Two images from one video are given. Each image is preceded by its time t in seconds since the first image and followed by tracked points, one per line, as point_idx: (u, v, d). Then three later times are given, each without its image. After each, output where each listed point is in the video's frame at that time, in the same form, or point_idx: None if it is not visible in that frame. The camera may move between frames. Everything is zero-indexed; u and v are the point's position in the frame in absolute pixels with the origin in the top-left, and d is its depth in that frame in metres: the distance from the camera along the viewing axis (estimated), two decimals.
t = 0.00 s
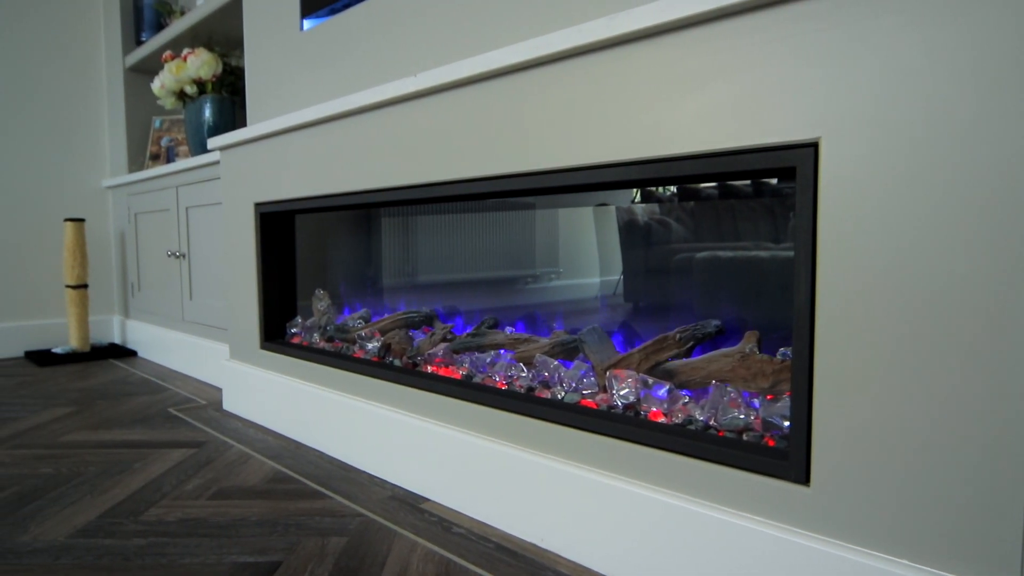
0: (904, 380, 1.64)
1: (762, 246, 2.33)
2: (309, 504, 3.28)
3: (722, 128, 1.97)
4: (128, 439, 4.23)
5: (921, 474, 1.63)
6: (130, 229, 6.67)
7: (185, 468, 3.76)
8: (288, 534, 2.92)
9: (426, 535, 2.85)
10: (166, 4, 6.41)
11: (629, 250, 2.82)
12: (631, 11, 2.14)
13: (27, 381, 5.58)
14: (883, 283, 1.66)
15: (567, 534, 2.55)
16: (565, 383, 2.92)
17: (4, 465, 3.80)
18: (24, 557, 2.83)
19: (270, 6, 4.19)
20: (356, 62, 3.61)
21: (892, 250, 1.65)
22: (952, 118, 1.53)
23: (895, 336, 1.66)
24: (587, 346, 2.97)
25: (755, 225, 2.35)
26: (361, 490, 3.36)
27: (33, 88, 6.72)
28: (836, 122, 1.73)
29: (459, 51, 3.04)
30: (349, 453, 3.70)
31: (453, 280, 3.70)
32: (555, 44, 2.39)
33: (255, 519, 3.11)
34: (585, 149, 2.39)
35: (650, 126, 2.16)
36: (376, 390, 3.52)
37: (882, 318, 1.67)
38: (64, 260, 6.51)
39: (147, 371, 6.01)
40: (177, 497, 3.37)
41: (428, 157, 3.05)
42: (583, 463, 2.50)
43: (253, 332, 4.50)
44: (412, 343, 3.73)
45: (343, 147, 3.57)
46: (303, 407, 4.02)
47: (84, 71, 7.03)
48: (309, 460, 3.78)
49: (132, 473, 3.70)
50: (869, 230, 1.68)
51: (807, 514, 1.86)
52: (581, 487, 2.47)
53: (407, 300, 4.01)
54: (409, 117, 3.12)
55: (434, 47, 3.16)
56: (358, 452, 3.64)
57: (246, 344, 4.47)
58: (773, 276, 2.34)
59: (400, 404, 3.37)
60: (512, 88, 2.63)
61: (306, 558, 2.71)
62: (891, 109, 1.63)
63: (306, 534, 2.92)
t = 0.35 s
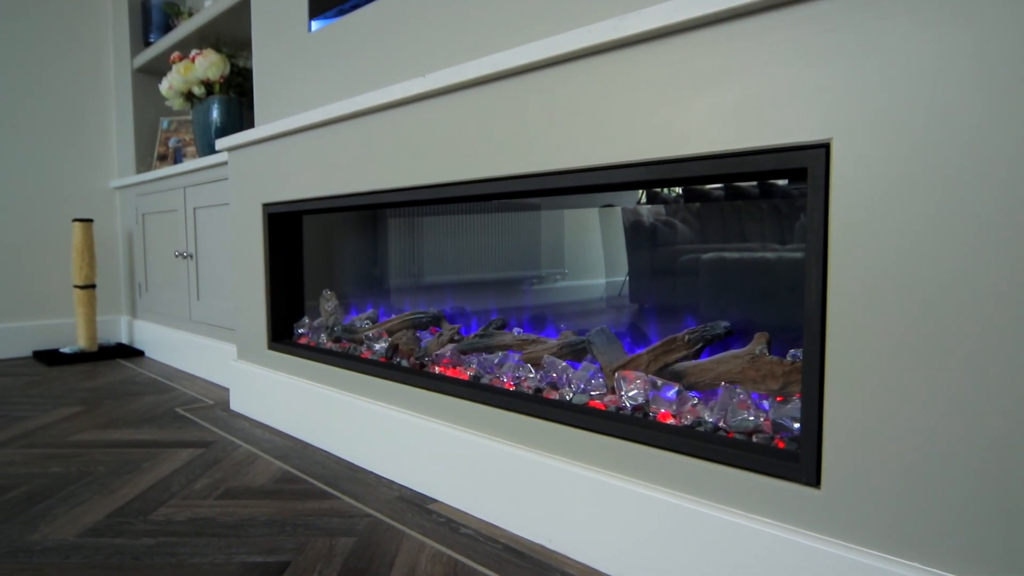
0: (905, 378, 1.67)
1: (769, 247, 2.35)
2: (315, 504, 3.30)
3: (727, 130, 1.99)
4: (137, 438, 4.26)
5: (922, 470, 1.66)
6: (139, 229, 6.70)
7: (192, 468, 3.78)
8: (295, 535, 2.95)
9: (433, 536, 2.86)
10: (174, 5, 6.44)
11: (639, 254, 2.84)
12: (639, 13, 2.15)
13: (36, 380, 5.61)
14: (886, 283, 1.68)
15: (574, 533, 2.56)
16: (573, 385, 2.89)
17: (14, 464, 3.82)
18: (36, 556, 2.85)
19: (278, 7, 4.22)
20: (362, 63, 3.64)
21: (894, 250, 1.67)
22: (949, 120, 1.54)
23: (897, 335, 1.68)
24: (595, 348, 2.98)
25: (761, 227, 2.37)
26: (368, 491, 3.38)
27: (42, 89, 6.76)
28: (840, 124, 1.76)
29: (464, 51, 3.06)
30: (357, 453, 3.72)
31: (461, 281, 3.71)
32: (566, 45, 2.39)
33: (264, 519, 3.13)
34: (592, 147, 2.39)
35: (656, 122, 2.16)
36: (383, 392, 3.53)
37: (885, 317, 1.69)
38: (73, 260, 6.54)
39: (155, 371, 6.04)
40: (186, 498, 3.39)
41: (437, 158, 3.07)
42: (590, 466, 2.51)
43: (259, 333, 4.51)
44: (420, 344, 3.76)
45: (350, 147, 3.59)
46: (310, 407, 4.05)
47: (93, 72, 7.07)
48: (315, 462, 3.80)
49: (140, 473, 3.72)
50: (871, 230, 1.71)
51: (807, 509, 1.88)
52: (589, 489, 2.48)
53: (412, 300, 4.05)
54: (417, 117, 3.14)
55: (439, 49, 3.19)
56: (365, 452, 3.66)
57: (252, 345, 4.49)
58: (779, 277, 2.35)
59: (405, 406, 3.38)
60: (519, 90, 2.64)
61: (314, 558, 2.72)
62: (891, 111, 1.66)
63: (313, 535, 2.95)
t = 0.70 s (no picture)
0: (914, 379, 1.65)
1: (775, 248, 2.31)
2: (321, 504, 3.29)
3: (736, 129, 1.96)
4: (144, 438, 4.22)
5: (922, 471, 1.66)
6: (145, 231, 6.60)
7: (198, 467, 3.76)
8: (302, 534, 2.94)
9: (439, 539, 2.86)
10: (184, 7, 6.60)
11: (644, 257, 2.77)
12: (650, 14, 2.12)
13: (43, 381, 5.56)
14: (887, 283, 1.68)
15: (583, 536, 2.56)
16: (581, 385, 2.89)
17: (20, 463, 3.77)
18: (45, 555, 2.82)
19: (285, 6, 4.18)
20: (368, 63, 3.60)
21: (893, 250, 1.67)
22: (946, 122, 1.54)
23: (898, 336, 1.67)
24: (604, 349, 2.94)
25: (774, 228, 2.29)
26: (373, 490, 3.38)
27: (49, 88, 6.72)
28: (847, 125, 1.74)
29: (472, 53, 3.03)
30: (362, 454, 3.69)
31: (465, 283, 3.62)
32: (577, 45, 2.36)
33: (270, 519, 3.12)
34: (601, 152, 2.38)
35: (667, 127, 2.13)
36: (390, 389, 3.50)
37: (886, 318, 1.69)
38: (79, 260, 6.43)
39: (161, 371, 5.99)
40: (191, 497, 3.37)
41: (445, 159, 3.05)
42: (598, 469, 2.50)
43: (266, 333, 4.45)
44: (427, 344, 3.70)
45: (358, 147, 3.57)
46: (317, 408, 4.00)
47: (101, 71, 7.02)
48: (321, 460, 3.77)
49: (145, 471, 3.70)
50: (872, 231, 1.70)
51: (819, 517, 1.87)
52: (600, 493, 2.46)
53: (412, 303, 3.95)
54: (425, 118, 3.11)
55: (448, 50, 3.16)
56: (371, 452, 3.63)
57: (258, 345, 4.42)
58: (788, 279, 2.30)
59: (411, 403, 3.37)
60: (526, 92, 2.62)
61: (323, 557, 2.73)
62: (891, 112, 1.66)
63: (320, 534, 2.94)
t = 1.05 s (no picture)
0: (898, 377, 3.09)
1: (783, 249, 3.29)
2: (331, 513, 3.71)
3: (856, 112, 3.04)
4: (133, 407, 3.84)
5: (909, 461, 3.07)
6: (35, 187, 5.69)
7: (208, 468, 3.69)
8: (315, 533, 3.73)
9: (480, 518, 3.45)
10: None
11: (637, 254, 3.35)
12: None
13: None
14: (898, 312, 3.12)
15: (588, 533, 3.36)
16: (588, 386, 3.45)
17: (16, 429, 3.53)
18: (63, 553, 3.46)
19: None
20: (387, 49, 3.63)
21: (899, 299, 3.12)
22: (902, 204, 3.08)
23: (915, 338, 3.08)
24: (611, 348, 3.40)
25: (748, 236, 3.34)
26: (399, 487, 3.62)
27: None
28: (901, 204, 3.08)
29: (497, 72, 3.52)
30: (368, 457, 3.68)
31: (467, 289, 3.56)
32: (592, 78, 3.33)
33: (297, 527, 3.75)
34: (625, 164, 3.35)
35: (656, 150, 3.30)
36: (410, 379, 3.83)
37: (903, 335, 3.11)
38: None
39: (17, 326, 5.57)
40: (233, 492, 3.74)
41: (523, 146, 3.50)
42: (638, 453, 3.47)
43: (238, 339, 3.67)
44: (434, 346, 3.72)
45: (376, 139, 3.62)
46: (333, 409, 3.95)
47: None
48: (328, 458, 3.78)
49: (157, 472, 3.61)
50: (878, 304, 3.18)
51: (812, 498, 3.24)
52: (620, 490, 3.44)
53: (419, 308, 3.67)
54: (485, 99, 3.53)
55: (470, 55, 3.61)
56: (382, 455, 3.65)
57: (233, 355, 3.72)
58: (812, 279, 3.25)
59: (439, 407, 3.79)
60: (625, 81, 3.26)
61: (336, 554, 3.66)
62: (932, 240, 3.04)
63: (331, 534, 3.71)
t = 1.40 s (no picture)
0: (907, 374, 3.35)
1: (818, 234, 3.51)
2: (351, 510, 3.47)
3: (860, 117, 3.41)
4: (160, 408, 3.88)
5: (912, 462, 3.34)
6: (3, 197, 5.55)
7: (228, 465, 3.54)
8: (334, 529, 3.49)
9: (502, 513, 3.46)
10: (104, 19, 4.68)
11: (657, 254, 3.65)
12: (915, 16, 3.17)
13: None
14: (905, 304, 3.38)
15: (609, 530, 3.42)
16: (595, 385, 3.61)
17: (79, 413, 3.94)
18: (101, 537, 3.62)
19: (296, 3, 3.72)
20: (407, 54, 3.52)
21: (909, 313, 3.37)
22: (906, 238, 3.40)
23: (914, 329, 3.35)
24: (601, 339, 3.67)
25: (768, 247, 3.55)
26: (421, 486, 3.46)
27: None
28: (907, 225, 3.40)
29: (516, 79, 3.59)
30: (386, 456, 3.47)
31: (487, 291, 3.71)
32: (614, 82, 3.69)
33: (316, 526, 3.50)
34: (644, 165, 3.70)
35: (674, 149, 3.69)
36: (433, 375, 3.75)
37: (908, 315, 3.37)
38: None
39: None
40: (257, 493, 3.52)
41: (559, 138, 3.66)
42: (659, 453, 3.42)
43: (258, 338, 3.84)
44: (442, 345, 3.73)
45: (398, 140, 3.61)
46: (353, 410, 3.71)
47: None
48: (329, 458, 3.48)
49: (179, 472, 3.56)
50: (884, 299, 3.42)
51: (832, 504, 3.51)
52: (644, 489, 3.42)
53: (439, 310, 3.73)
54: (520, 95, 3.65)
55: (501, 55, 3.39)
56: (403, 453, 3.46)
57: (254, 357, 3.83)
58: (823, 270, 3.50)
59: (462, 407, 3.70)
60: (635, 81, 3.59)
61: (357, 555, 3.49)
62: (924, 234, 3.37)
63: (348, 530, 3.49)
